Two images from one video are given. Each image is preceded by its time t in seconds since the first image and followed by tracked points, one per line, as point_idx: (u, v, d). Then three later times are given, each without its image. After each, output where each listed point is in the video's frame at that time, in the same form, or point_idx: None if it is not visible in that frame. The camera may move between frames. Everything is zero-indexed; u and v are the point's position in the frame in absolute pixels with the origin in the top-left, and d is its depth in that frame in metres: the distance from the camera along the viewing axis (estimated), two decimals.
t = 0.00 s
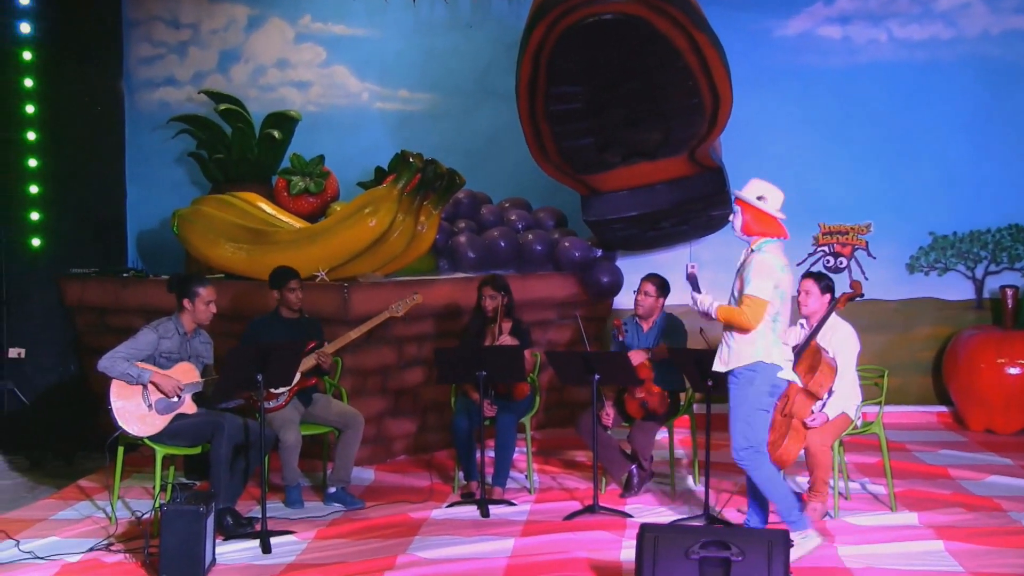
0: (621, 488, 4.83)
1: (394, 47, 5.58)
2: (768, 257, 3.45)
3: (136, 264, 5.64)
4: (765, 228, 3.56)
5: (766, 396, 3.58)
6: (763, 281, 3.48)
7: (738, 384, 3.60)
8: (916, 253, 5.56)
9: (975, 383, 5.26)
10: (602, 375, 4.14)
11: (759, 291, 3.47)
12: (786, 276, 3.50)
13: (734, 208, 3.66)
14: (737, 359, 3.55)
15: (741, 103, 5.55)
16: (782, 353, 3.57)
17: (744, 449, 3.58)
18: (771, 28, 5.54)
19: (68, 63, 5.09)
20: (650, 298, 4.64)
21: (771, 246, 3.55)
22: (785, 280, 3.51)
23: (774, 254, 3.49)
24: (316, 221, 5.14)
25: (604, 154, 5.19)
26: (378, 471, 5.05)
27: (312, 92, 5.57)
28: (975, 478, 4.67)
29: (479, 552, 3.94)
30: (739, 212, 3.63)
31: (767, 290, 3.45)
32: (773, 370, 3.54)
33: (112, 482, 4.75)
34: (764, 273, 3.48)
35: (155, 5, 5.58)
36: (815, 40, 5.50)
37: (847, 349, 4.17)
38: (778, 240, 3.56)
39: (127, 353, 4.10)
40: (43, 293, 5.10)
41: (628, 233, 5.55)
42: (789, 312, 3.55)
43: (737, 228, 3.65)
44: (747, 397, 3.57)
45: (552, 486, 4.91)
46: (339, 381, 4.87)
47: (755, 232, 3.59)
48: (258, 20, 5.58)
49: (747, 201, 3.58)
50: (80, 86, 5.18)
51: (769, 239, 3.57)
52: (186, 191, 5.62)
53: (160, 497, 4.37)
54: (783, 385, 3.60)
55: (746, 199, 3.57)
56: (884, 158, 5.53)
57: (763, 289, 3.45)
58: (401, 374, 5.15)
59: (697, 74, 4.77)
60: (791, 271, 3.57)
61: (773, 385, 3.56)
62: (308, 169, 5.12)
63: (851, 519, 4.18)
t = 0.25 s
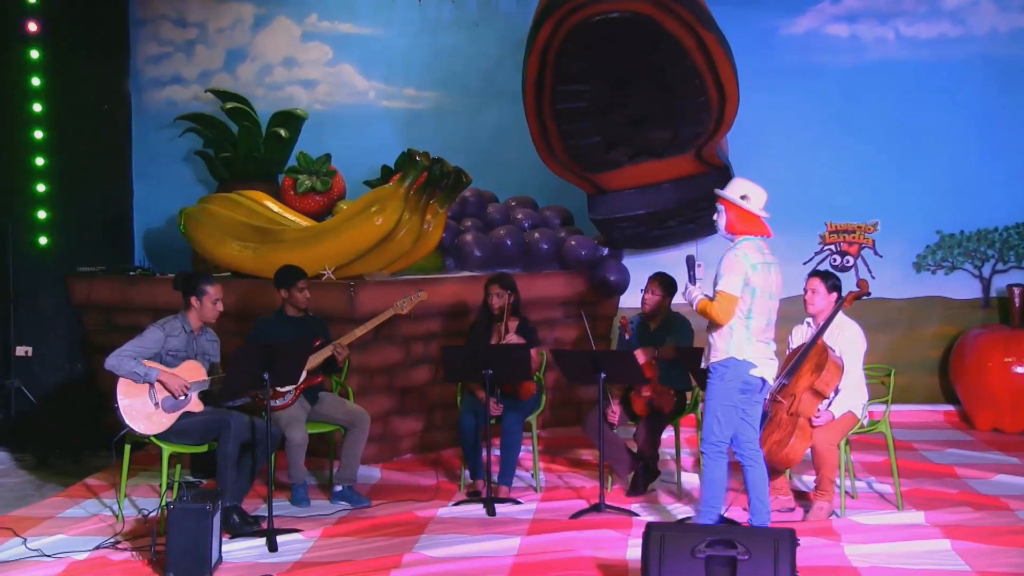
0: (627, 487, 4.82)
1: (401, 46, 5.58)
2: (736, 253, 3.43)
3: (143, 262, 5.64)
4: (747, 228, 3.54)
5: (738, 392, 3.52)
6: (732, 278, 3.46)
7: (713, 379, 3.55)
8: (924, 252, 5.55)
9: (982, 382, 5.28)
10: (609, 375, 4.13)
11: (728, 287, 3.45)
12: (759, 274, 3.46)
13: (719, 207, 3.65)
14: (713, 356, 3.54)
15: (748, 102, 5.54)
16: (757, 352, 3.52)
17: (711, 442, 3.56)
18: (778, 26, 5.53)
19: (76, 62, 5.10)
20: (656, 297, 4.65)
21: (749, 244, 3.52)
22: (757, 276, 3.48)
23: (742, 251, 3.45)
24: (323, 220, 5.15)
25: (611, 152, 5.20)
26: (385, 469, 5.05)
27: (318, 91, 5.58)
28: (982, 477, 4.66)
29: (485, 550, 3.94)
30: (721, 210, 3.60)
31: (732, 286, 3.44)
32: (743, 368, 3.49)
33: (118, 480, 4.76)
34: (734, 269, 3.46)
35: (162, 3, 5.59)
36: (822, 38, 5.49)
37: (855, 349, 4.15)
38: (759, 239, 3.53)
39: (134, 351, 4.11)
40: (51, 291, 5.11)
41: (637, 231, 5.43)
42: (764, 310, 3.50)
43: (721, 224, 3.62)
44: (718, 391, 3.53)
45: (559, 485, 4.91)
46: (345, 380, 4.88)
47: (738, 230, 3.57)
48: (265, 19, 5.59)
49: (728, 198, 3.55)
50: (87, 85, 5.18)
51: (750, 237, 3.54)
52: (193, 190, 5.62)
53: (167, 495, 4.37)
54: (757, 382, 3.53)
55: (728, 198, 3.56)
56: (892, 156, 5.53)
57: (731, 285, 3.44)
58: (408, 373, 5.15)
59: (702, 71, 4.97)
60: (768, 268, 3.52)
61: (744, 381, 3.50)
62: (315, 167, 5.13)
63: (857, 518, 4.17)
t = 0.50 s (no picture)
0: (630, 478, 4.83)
1: (404, 37, 5.57)
2: (698, 252, 3.46)
3: (146, 254, 5.65)
4: (714, 224, 3.54)
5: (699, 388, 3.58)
6: (695, 277, 3.49)
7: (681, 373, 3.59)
8: (926, 244, 5.55)
9: (986, 373, 5.28)
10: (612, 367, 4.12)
11: (692, 285, 3.49)
12: (723, 273, 3.48)
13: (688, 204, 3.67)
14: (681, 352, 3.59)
15: (751, 93, 5.54)
16: (723, 349, 3.56)
17: (671, 435, 3.61)
18: (781, 18, 5.53)
19: (78, 54, 5.11)
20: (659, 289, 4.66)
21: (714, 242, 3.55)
22: (720, 274, 3.50)
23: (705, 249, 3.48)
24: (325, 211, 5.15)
25: (614, 144, 5.20)
26: (387, 461, 5.06)
27: (321, 83, 5.58)
28: (984, 468, 4.66)
29: (488, 541, 3.94)
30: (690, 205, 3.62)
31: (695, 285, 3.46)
32: (707, 365, 3.53)
33: (121, 471, 4.76)
34: (697, 268, 3.49)
35: None
36: (825, 30, 5.49)
37: (857, 340, 4.13)
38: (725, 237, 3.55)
39: (137, 342, 4.11)
40: (54, 282, 5.11)
41: (639, 223, 5.47)
42: (729, 307, 3.53)
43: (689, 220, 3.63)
44: (681, 387, 3.60)
45: (561, 476, 4.91)
46: (348, 371, 4.88)
47: (708, 228, 3.59)
48: (267, 11, 5.59)
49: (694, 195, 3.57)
50: (90, 77, 5.19)
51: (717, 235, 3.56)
52: (195, 182, 5.62)
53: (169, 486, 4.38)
54: (719, 381, 3.58)
55: (696, 196, 3.57)
56: (895, 148, 5.53)
57: (694, 283, 3.47)
58: (410, 364, 5.15)
59: (705, 62, 4.88)
60: (733, 266, 3.54)
61: (706, 379, 3.55)
62: (317, 159, 5.13)
63: (859, 509, 4.17)
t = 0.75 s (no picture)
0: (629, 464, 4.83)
1: (404, 24, 5.56)
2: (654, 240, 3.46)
3: (146, 241, 5.64)
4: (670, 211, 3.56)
5: (663, 372, 3.60)
6: (653, 265, 3.50)
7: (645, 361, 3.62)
8: (927, 230, 5.56)
9: (987, 360, 5.29)
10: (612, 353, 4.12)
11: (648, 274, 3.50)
12: (680, 259, 3.50)
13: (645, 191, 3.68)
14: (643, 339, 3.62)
15: (752, 80, 5.53)
16: (684, 335, 3.59)
17: (650, 422, 3.66)
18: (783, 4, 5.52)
19: (77, 39, 5.08)
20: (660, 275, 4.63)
21: (671, 229, 3.56)
22: (677, 261, 3.52)
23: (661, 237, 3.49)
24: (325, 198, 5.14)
25: (614, 131, 5.20)
26: (388, 447, 5.06)
27: (321, 69, 5.57)
28: (983, 455, 4.67)
29: (488, 527, 3.95)
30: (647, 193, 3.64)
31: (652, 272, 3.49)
32: (669, 350, 3.56)
33: (122, 458, 4.77)
34: (653, 256, 3.51)
35: None
36: (827, 16, 5.47)
37: (857, 327, 4.09)
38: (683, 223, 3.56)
39: (137, 328, 4.11)
40: (54, 270, 5.11)
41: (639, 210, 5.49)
42: (688, 294, 3.55)
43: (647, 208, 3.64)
44: (646, 374, 3.62)
45: (561, 463, 4.92)
46: (348, 358, 4.88)
47: (665, 214, 3.62)
48: None
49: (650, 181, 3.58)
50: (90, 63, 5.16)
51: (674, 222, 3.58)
52: (195, 168, 5.62)
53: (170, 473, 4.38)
54: (682, 363, 3.60)
55: (653, 182, 3.58)
56: (896, 134, 5.52)
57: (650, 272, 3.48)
58: (411, 351, 5.15)
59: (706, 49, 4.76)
60: (690, 252, 3.55)
61: (670, 362, 3.58)
62: (317, 145, 5.12)
63: (859, 495, 4.18)
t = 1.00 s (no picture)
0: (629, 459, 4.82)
1: (404, 17, 5.55)
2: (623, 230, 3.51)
3: (146, 236, 5.63)
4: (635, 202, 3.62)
5: (640, 364, 3.64)
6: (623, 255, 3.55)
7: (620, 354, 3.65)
8: (927, 225, 5.56)
9: (987, 354, 5.29)
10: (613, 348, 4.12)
11: (617, 264, 3.54)
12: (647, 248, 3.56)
13: (609, 183, 3.73)
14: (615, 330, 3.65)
15: (752, 74, 5.52)
16: (655, 324, 3.64)
17: (633, 417, 3.69)
18: None
19: (76, 34, 5.09)
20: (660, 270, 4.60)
21: (637, 219, 3.62)
22: (646, 251, 3.57)
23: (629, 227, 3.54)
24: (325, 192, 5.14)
25: (614, 125, 5.20)
26: (388, 442, 5.06)
27: (321, 64, 5.56)
28: (983, 449, 4.67)
29: (488, 522, 3.95)
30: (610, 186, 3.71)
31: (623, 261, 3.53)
32: (643, 341, 3.61)
33: (122, 452, 4.77)
34: (623, 247, 3.55)
35: None
36: (828, 10, 5.47)
37: (855, 322, 4.09)
38: (649, 212, 3.63)
39: (137, 323, 4.11)
40: (53, 265, 5.10)
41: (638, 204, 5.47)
42: (656, 283, 3.61)
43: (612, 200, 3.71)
44: (623, 368, 3.65)
45: (561, 458, 4.92)
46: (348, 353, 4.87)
47: (630, 206, 3.67)
48: None
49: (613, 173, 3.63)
50: (89, 57, 5.17)
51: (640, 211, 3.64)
52: (194, 163, 5.61)
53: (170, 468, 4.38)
54: (657, 353, 3.66)
55: (616, 174, 3.64)
56: (896, 128, 5.52)
57: (619, 261, 3.52)
58: (411, 346, 5.15)
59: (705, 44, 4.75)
60: (657, 242, 3.62)
61: (646, 353, 3.63)
62: (317, 140, 5.11)
63: (860, 490, 4.18)
